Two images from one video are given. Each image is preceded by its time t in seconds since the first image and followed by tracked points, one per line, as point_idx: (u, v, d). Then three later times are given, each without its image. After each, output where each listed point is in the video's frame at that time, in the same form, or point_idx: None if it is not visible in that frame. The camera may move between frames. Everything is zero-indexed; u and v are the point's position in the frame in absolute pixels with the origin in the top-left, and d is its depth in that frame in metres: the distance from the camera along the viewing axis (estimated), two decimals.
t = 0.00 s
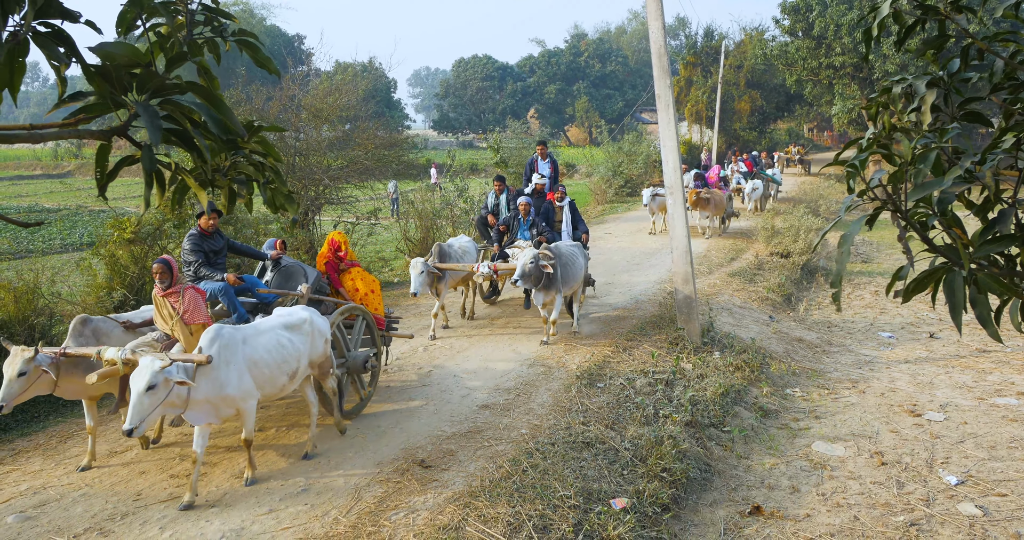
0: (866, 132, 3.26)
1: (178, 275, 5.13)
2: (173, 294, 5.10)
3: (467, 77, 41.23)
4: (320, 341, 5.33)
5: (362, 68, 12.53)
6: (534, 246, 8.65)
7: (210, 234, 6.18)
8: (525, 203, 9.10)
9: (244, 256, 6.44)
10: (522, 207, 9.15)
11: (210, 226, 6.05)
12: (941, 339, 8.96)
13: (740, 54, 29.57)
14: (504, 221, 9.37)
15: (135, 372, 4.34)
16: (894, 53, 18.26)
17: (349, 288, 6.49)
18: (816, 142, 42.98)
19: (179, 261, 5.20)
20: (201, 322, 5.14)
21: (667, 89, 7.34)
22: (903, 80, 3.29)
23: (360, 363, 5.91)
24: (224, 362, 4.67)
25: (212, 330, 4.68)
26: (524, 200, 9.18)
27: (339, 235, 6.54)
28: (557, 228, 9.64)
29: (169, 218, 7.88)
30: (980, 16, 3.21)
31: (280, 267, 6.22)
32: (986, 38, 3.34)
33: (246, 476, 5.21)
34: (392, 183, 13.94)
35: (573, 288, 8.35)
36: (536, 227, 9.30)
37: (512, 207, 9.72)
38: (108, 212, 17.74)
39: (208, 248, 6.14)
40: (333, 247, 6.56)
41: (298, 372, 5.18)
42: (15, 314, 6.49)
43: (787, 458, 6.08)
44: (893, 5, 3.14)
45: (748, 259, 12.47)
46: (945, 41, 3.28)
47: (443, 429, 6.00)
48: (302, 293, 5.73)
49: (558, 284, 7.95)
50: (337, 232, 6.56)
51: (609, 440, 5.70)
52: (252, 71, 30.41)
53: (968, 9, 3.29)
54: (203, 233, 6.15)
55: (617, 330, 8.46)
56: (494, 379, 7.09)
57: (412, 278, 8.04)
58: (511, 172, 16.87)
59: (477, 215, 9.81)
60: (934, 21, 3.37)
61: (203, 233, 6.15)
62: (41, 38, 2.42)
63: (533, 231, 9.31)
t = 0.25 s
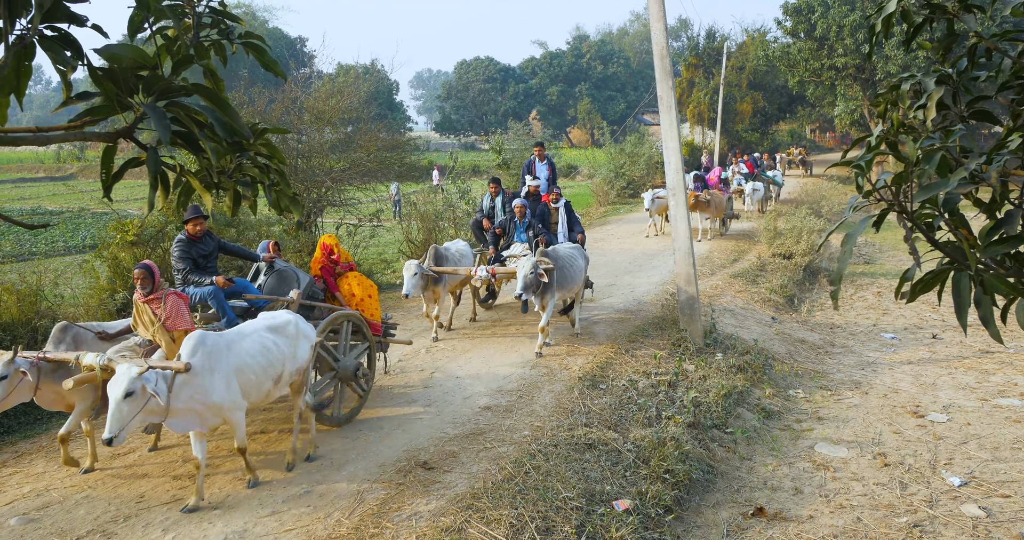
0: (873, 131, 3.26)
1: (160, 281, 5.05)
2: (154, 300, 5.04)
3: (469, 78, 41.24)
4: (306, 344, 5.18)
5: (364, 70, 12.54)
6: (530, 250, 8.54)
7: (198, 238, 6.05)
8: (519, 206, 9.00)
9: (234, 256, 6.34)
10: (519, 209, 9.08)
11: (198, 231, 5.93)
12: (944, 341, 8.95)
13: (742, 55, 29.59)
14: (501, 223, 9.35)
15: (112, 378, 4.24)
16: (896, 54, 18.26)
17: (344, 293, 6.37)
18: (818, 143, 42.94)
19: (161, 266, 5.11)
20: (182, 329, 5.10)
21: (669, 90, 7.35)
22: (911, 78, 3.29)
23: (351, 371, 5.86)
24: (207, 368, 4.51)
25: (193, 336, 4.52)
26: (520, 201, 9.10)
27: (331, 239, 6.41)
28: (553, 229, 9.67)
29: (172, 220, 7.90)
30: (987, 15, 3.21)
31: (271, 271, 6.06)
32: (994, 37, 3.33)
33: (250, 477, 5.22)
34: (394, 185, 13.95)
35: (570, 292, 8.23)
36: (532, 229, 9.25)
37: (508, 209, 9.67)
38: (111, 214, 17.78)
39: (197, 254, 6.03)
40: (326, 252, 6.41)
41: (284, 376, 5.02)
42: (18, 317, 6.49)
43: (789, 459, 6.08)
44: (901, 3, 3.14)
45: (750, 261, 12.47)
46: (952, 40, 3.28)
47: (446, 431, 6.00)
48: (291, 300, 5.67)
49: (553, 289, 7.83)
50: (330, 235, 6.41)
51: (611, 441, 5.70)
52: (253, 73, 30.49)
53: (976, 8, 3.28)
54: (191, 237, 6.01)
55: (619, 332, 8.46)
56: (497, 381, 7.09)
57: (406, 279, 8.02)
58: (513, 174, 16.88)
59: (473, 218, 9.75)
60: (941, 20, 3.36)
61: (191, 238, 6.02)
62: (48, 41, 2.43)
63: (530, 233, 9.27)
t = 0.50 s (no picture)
0: (872, 127, 3.25)
1: (136, 282, 4.90)
2: (130, 302, 4.88)
3: (467, 77, 41.19)
4: (291, 350, 4.97)
5: (362, 69, 12.52)
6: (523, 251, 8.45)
7: (185, 238, 5.87)
8: (511, 206, 8.98)
9: (220, 259, 6.16)
10: (511, 209, 9.01)
11: (184, 232, 5.73)
12: (942, 339, 8.96)
13: (739, 54, 29.60)
14: (492, 225, 9.29)
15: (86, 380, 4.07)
16: (894, 52, 18.25)
17: (333, 297, 6.31)
18: (817, 142, 42.93)
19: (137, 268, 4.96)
20: (160, 331, 4.92)
21: (667, 88, 7.34)
22: (909, 74, 3.28)
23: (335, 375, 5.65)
24: (181, 373, 4.33)
25: (168, 339, 4.36)
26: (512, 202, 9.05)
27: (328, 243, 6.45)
28: (545, 230, 9.59)
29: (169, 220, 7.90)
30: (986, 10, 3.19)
31: (256, 273, 5.88)
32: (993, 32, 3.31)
33: (248, 477, 5.21)
34: (392, 184, 13.94)
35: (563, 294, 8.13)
36: (524, 229, 9.22)
37: (500, 210, 9.60)
38: (108, 214, 17.77)
39: (182, 255, 5.85)
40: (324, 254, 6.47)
41: (266, 384, 4.82)
42: (16, 317, 6.50)
43: (787, 458, 6.08)
44: None
45: (748, 259, 12.47)
46: (950, 36, 3.26)
47: (444, 430, 6.00)
48: (274, 302, 5.39)
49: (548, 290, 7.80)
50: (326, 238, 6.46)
51: (609, 440, 5.70)
52: (251, 72, 30.47)
53: (974, 4, 3.26)
54: (177, 237, 5.82)
55: (618, 331, 8.45)
56: (495, 380, 7.09)
57: (395, 282, 7.92)
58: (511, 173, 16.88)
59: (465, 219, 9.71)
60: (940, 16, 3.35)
61: (177, 238, 5.83)
62: (44, 35, 2.42)
63: (522, 233, 9.24)
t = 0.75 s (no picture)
0: (864, 125, 3.25)
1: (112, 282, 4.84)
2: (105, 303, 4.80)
3: (464, 75, 41.16)
4: (268, 351, 4.88)
5: (358, 67, 12.51)
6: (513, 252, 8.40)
7: (161, 238, 5.79)
8: (502, 206, 8.95)
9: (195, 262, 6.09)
10: (502, 210, 9.00)
11: (160, 230, 5.66)
12: (937, 337, 8.98)
13: (736, 52, 29.64)
14: (482, 224, 9.29)
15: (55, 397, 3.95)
16: (889, 51, 18.29)
17: (314, 298, 6.12)
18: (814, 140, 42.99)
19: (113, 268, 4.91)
20: (136, 333, 4.80)
21: (663, 87, 7.35)
22: (901, 71, 3.28)
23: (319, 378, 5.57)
24: (155, 380, 4.24)
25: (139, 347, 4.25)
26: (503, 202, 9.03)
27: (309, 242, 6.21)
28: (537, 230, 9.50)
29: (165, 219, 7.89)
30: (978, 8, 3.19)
31: (234, 275, 5.77)
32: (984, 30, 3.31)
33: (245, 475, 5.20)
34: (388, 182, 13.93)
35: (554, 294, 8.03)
36: (516, 229, 9.22)
37: (490, 210, 9.56)
38: (103, 213, 17.72)
39: (158, 254, 5.76)
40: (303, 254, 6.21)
41: (244, 386, 4.73)
42: (11, 316, 6.49)
43: (783, 456, 6.08)
44: None
45: (744, 258, 12.49)
46: (942, 34, 3.26)
47: (441, 428, 6.00)
48: (256, 302, 5.27)
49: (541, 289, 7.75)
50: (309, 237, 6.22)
51: (605, 438, 5.70)
52: (247, 69, 30.40)
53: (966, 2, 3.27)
54: (154, 236, 5.76)
55: (614, 329, 8.46)
56: (492, 378, 7.09)
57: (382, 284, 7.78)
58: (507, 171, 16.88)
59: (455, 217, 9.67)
60: (931, 14, 3.34)
61: (153, 237, 5.76)
62: (39, 31, 2.42)
63: (513, 233, 9.24)
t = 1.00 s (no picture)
0: (860, 124, 3.23)
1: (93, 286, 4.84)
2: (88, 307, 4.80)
3: (464, 74, 41.15)
4: (250, 354, 4.85)
5: (358, 66, 12.51)
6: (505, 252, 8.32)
7: (140, 241, 5.73)
8: (494, 205, 8.88)
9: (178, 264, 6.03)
10: (494, 209, 8.93)
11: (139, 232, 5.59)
12: (937, 335, 8.98)
13: (736, 50, 29.66)
14: (475, 225, 9.22)
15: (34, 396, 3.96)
16: (889, 49, 18.29)
17: (300, 299, 6.09)
18: (814, 139, 43.00)
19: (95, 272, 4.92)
20: (118, 337, 4.79)
21: (662, 85, 7.35)
22: (897, 70, 3.27)
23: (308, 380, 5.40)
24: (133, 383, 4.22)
25: (117, 350, 4.25)
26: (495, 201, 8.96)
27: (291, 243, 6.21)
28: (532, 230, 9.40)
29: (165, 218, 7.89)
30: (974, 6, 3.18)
31: (218, 277, 5.72)
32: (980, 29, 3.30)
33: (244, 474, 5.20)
34: (388, 181, 13.93)
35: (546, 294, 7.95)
36: (509, 229, 9.11)
37: (482, 210, 9.53)
38: (103, 212, 17.71)
39: (139, 256, 5.67)
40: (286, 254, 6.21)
41: (226, 390, 4.71)
42: (11, 315, 6.49)
43: (783, 454, 6.08)
44: None
45: (744, 256, 12.49)
46: (939, 33, 3.25)
47: (441, 427, 6.00)
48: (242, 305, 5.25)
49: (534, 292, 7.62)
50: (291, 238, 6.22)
51: (606, 437, 5.70)
52: (247, 68, 30.39)
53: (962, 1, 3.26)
54: (133, 240, 5.69)
55: (614, 327, 8.46)
56: (492, 376, 7.09)
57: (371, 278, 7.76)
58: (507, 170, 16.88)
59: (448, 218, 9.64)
60: (928, 12, 3.33)
61: (132, 240, 5.69)
62: (34, 30, 2.41)
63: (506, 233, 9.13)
